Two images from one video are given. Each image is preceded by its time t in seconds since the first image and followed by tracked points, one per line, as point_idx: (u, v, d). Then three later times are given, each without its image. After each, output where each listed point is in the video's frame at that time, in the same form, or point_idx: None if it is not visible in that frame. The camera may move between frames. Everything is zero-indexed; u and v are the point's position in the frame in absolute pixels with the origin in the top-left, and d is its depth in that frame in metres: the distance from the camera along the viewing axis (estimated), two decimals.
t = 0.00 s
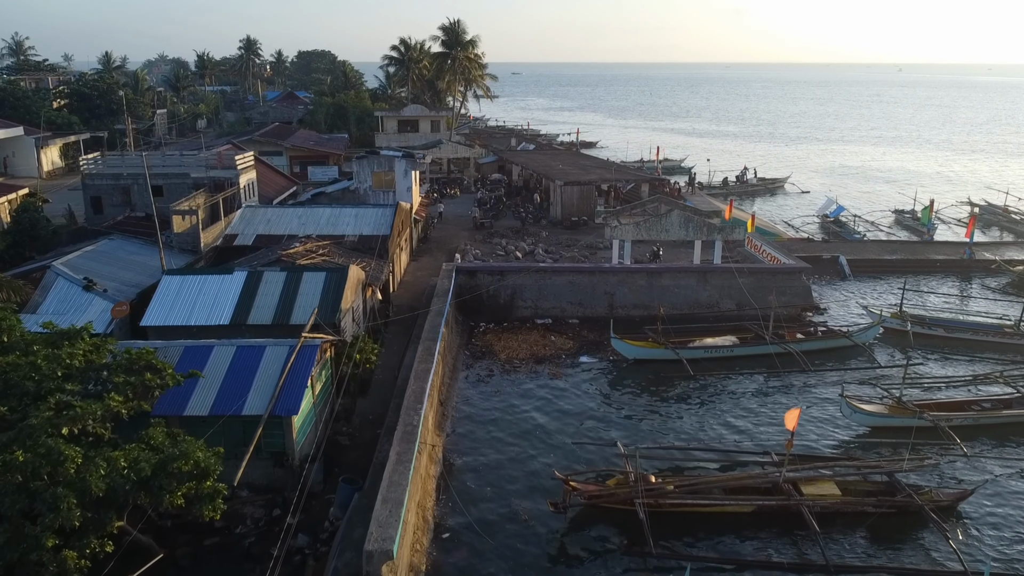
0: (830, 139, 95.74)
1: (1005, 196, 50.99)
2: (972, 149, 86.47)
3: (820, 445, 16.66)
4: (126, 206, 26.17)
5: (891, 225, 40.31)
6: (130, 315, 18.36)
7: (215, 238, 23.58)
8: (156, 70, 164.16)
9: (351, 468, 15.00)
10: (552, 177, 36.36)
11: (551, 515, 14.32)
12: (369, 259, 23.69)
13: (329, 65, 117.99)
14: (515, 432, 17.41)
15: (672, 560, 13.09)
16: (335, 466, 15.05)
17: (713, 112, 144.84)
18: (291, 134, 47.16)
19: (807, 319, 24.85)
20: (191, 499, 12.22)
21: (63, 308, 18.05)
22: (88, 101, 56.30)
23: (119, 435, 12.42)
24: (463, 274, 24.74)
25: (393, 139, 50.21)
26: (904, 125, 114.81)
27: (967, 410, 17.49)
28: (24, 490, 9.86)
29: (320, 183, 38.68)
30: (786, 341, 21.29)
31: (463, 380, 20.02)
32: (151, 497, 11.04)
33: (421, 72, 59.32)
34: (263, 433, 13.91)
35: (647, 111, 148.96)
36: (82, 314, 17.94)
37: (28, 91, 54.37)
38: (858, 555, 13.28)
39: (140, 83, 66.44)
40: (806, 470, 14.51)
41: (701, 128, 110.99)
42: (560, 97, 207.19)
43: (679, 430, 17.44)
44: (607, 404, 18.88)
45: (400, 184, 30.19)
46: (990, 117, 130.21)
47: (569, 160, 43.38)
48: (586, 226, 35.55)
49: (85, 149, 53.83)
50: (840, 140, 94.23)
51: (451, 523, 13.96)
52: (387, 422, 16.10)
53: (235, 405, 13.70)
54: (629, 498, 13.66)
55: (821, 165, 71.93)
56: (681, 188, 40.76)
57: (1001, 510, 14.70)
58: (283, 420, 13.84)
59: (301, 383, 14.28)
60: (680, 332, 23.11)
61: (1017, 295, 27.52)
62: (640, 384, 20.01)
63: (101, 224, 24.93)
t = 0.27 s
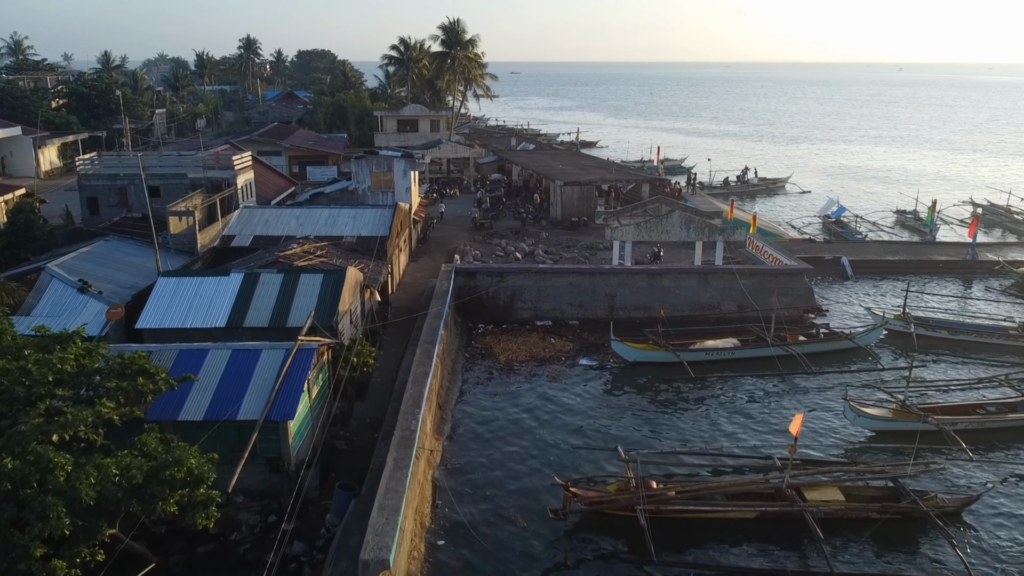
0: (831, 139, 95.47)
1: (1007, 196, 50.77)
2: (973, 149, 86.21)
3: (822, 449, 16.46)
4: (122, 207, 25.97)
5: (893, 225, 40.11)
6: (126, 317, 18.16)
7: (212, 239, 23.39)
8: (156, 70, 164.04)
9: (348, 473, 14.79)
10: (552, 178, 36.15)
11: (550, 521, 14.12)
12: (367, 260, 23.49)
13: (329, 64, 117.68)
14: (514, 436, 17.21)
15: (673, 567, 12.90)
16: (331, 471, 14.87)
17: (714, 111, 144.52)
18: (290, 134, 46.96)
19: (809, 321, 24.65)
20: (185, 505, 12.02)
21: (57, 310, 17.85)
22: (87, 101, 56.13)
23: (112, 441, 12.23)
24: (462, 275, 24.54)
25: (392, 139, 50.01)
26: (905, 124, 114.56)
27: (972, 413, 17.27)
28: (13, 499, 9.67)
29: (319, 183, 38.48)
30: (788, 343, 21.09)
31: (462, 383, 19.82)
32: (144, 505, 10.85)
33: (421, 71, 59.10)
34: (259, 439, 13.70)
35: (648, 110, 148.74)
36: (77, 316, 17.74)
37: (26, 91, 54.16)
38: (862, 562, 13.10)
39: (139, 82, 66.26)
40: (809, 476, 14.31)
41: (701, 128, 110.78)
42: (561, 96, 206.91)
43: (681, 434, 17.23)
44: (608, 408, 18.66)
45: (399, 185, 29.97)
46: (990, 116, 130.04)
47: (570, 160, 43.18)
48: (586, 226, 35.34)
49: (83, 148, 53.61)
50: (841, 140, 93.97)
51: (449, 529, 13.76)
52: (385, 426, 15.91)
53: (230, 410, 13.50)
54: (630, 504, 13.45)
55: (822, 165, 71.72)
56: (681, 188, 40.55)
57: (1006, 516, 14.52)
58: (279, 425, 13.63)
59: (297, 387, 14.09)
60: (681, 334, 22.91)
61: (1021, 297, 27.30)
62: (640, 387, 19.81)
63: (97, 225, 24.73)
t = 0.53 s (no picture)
0: (831, 139, 95.26)
1: (1009, 197, 50.54)
2: (975, 149, 86.00)
3: (825, 454, 16.26)
4: (119, 207, 25.77)
5: (895, 226, 39.91)
6: (121, 320, 17.96)
7: (209, 240, 23.19)
8: (157, 69, 164.00)
9: (345, 478, 14.61)
10: (552, 178, 35.95)
11: (550, 527, 13.91)
12: (365, 261, 23.29)
13: (328, 63, 117.44)
14: (514, 440, 16.99)
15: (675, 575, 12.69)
16: (328, 476, 14.67)
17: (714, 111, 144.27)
18: (289, 134, 46.78)
19: (811, 322, 24.45)
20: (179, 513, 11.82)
21: (52, 312, 17.65)
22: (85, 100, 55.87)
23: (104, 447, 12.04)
24: (462, 276, 24.34)
25: (392, 139, 49.82)
26: (906, 124, 114.29)
27: (977, 417, 17.09)
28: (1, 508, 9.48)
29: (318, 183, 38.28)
30: (791, 346, 20.88)
31: (461, 385, 19.61)
32: (136, 513, 10.65)
33: (420, 71, 58.90)
34: (255, 444, 13.51)
35: (648, 109, 148.43)
36: (72, 318, 17.54)
37: (25, 90, 53.97)
38: (866, 569, 12.89)
39: (139, 82, 66.02)
40: (812, 481, 14.10)
41: (702, 128, 110.53)
42: (561, 96, 206.64)
43: (682, 438, 17.03)
44: (608, 411, 18.46)
45: (398, 185, 29.74)
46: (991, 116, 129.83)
47: (570, 160, 42.99)
48: (587, 227, 35.13)
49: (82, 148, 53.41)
50: (842, 139, 93.74)
51: (447, 536, 13.55)
52: (383, 430, 15.71)
53: (225, 415, 13.30)
54: (631, 510, 13.25)
55: (823, 165, 71.50)
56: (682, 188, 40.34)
57: (1013, 521, 14.31)
58: (275, 430, 13.44)
59: (293, 391, 13.89)
60: (683, 336, 22.71)
61: None
62: (641, 390, 19.60)
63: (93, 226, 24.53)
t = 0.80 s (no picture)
0: (832, 138, 95.03)
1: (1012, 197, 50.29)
2: (976, 148, 85.78)
3: (829, 459, 16.08)
4: (116, 208, 25.57)
5: (897, 226, 39.70)
6: (116, 322, 17.76)
7: (206, 241, 22.99)
8: (157, 67, 163.84)
9: (342, 484, 14.41)
10: (552, 178, 35.74)
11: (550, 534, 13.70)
12: (363, 262, 23.09)
13: (329, 62, 117.17)
14: (513, 445, 16.79)
15: None
16: (325, 481, 14.48)
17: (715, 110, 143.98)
18: (288, 133, 46.57)
19: (814, 324, 24.25)
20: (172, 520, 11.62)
21: (46, 314, 17.46)
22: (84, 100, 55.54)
23: (96, 453, 11.84)
24: (461, 277, 24.15)
25: (391, 138, 49.62)
26: (907, 123, 113.93)
27: (982, 422, 16.89)
28: None
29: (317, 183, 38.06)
30: (793, 349, 20.67)
31: (460, 388, 19.42)
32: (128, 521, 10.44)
33: (420, 70, 58.68)
34: (250, 449, 13.32)
35: (649, 109, 148.17)
36: (67, 321, 17.34)
37: (23, 90, 53.75)
38: None
39: (138, 81, 65.79)
40: (815, 487, 13.90)
41: (703, 127, 110.25)
42: (561, 96, 206.26)
43: (684, 442, 16.82)
44: (609, 415, 18.26)
45: (397, 185, 29.51)
46: (993, 115, 129.55)
47: (570, 160, 42.79)
48: (587, 227, 34.92)
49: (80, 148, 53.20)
50: (844, 139, 93.44)
51: (445, 543, 13.34)
52: (381, 435, 15.51)
53: (220, 420, 13.10)
54: (631, 518, 13.05)
55: (824, 164, 71.27)
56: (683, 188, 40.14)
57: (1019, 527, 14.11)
58: (270, 435, 13.25)
59: (289, 396, 13.69)
60: (684, 338, 22.50)
61: None
62: (642, 394, 19.40)
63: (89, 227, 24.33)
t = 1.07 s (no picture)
0: (833, 138, 94.80)
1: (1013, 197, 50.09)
2: (977, 147, 85.56)
3: (832, 463, 15.88)
4: (113, 208, 25.39)
5: (899, 226, 39.51)
6: (111, 324, 17.56)
7: (203, 242, 22.79)
8: (157, 66, 163.21)
9: (338, 489, 14.22)
10: (552, 178, 35.52)
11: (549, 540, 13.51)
12: (362, 263, 22.89)
13: (328, 61, 116.85)
14: (512, 449, 16.59)
15: None
16: (322, 486, 14.30)
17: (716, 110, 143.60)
18: (287, 133, 46.36)
19: (816, 326, 24.04)
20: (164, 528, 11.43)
21: (40, 317, 17.27)
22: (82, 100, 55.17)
23: (88, 459, 11.64)
24: (460, 278, 23.96)
25: (391, 138, 49.41)
26: (908, 123, 113.67)
27: (986, 426, 16.69)
28: None
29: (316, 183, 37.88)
30: (795, 351, 20.48)
31: (459, 391, 19.23)
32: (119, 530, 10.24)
33: (420, 70, 58.50)
34: (245, 454, 13.12)
35: (650, 108, 147.89)
36: (61, 323, 17.15)
37: (21, 89, 53.59)
38: None
39: (137, 81, 65.59)
40: (819, 492, 13.70)
41: (703, 126, 109.99)
42: (562, 95, 205.86)
43: (685, 446, 16.63)
44: (609, 418, 18.07)
45: (396, 186, 29.27)
46: (995, 114, 129.25)
47: (570, 160, 42.59)
48: (587, 228, 34.73)
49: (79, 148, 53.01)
50: (845, 139, 93.18)
51: (443, 550, 13.14)
52: (378, 439, 15.32)
53: (214, 425, 12.90)
54: (632, 524, 12.87)
55: (825, 164, 71.05)
56: (684, 188, 39.91)
57: None
58: (266, 440, 13.05)
59: (285, 400, 13.50)
60: (685, 340, 22.29)
61: None
62: (643, 396, 19.21)
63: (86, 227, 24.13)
